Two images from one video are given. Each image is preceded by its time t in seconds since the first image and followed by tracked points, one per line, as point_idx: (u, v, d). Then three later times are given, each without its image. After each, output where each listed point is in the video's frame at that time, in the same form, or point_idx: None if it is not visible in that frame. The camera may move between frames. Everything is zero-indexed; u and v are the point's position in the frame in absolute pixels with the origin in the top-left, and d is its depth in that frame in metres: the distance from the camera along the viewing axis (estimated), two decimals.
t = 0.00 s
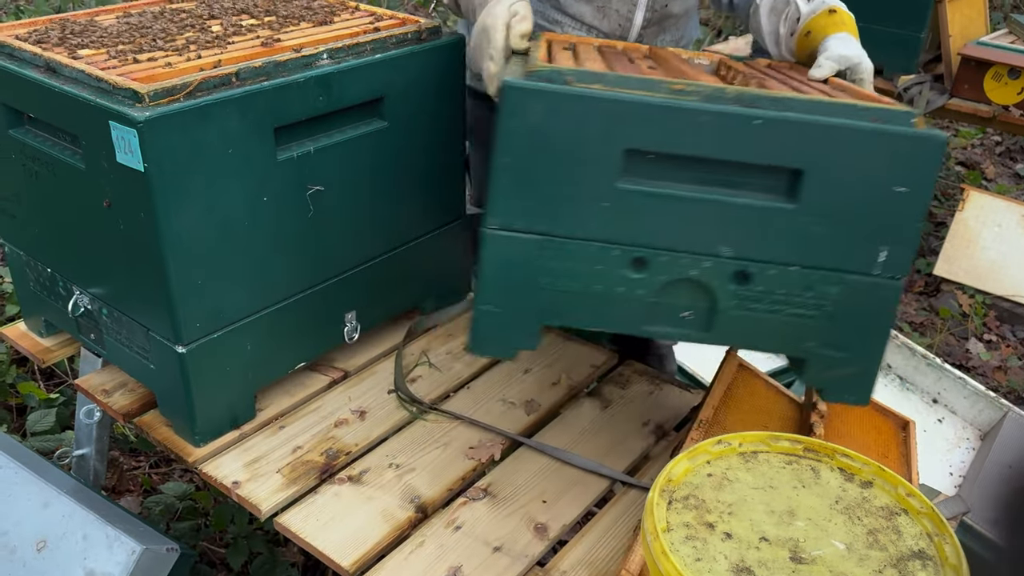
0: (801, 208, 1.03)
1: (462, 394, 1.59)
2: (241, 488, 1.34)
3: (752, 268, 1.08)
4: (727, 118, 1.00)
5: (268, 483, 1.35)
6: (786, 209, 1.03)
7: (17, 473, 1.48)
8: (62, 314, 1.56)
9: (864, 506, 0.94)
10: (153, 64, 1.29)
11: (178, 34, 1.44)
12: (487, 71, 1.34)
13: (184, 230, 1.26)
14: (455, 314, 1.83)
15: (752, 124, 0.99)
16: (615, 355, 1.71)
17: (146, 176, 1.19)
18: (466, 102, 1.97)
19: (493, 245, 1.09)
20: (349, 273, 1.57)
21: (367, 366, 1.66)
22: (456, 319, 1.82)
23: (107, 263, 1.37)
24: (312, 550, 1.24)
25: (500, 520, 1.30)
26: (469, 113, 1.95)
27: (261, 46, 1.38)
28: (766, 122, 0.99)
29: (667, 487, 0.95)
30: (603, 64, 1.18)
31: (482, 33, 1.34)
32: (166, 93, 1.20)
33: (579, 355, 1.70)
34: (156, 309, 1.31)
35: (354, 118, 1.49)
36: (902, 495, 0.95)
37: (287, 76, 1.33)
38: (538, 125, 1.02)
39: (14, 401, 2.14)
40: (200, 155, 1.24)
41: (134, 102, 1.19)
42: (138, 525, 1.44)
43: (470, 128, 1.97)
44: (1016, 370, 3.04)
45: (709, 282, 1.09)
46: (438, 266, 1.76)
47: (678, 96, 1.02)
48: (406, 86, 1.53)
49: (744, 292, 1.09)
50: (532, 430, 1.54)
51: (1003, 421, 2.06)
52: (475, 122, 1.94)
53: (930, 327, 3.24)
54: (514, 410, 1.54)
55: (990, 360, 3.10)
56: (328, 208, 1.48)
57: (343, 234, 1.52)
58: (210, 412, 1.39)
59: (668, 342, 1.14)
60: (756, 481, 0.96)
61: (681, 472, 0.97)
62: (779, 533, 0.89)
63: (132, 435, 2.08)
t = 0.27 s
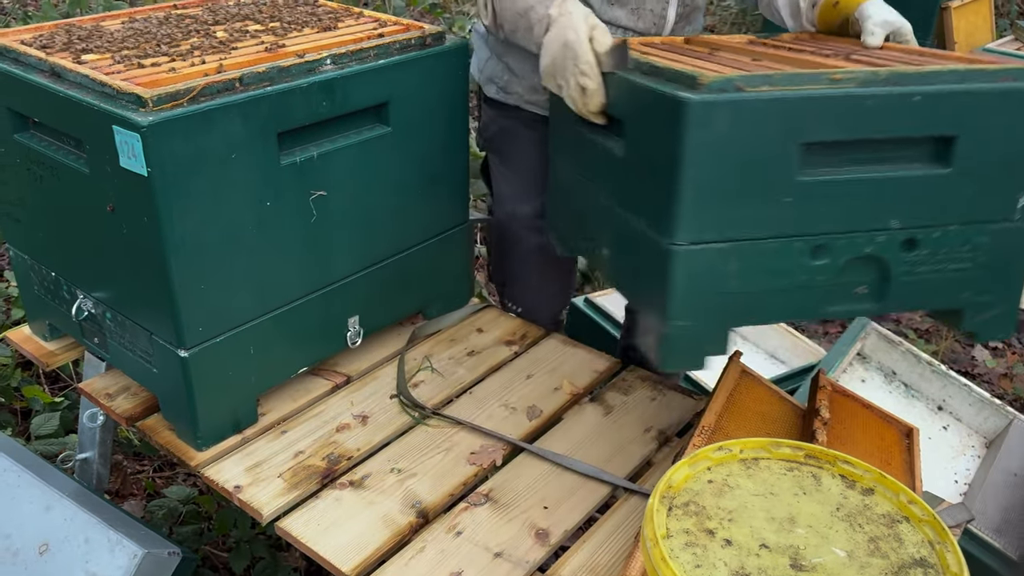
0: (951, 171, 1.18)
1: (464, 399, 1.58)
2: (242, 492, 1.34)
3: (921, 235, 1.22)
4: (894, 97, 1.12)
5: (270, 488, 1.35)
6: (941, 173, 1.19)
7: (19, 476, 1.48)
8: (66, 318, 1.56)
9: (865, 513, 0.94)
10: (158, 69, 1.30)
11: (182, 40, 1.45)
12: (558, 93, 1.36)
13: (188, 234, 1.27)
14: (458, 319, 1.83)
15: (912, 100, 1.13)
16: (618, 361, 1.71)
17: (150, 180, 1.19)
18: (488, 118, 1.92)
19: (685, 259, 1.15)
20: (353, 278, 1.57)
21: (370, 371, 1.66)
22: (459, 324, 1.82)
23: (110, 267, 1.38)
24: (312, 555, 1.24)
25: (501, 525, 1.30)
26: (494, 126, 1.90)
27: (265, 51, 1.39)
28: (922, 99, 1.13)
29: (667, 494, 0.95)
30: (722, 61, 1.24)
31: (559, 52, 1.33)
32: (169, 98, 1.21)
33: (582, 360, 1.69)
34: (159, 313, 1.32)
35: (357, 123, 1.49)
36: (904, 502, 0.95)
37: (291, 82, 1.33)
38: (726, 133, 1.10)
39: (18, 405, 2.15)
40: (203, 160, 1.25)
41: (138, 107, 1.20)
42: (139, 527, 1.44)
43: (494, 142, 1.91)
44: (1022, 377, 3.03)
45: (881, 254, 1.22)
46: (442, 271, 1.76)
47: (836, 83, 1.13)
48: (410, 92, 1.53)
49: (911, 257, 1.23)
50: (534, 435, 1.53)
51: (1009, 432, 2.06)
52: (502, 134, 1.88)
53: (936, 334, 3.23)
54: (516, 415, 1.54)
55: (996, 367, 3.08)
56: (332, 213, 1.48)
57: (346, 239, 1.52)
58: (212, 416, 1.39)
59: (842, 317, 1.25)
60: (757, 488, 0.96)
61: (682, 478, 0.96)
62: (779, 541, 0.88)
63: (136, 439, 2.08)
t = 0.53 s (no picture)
0: None
1: (470, 404, 1.58)
2: (248, 496, 1.34)
3: None
4: None
5: (276, 491, 1.36)
6: None
7: (27, 479, 1.49)
8: (76, 321, 1.57)
9: (870, 522, 0.94)
10: (168, 75, 1.31)
11: (193, 45, 1.46)
12: (659, 124, 1.32)
13: (196, 239, 1.27)
14: (465, 324, 1.83)
15: None
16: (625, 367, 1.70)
17: (158, 184, 1.20)
18: (529, 130, 1.83)
19: (869, 294, 1.12)
20: (360, 283, 1.57)
21: (376, 375, 1.66)
22: (466, 329, 1.82)
23: (119, 271, 1.39)
24: (317, 559, 1.25)
25: (506, 531, 1.30)
26: (537, 138, 1.81)
27: (273, 57, 1.40)
28: None
29: (671, 501, 0.95)
30: (849, 94, 1.19)
31: (666, 85, 1.29)
32: (178, 104, 1.22)
33: (589, 366, 1.69)
34: (167, 317, 1.33)
35: (365, 128, 1.50)
36: (910, 511, 0.95)
37: (299, 88, 1.34)
38: (908, 171, 1.07)
39: (28, 408, 2.16)
40: (211, 165, 1.25)
41: (147, 112, 1.21)
42: (146, 529, 1.44)
43: (535, 155, 1.83)
44: None
45: (1016, 260, 1.24)
46: (449, 277, 1.77)
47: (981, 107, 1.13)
48: (418, 98, 1.53)
49: None
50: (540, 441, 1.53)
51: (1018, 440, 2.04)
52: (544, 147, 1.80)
53: (947, 342, 3.21)
54: (522, 421, 1.54)
55: (1007, 376, 3.05)
56: (339, 218, 1.48)
57: (353, 244, 1.53)
58: (219, 419, 1.40)
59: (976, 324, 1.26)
60: (761, 496, 0.96)
61: (686, 485, 0.96)
62: (782, 549, 0.88)
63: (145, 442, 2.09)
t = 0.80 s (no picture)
0: None
1: (483, 415, 1.58)
2: (261, 506, 1.35)
3: None
4: None
5: (290, 501, 1.36)
6: None
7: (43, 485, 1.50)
8: (93, 329, 1.59)
9: (886, 542, 0.94)
10: (186, 87, 1.33)
11: (211, 57, 1.47)
12: (749, 182, 1.30)
13: (213, 249, 1.28)
14: (479, 334, 1.83)
15: None
16: (639, 379, 1.70)
17: (176, 196, 1.21)
18: (585, 145, 1.87)
19: (1007, 353, 1.13)
20: (375, 294, 1.58)
21: (390, 386, 1.66)
22: (480, 339, 1.82)
23: (136, 281, 1.40)
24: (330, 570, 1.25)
25: (518, 544, 1.30)
26: (596, 157, 1.85)
27: (290, 69, 1.41)
28: None
29: (684, 518, 0.95)
30: (960, 147, 1.19)
31: (764, 147, 1.26)
32: (196, 116, 1.23)
33: (602, 378, 1.69)
34: (182, 326, 1.34)
35: (380, 140, 1.51)
36: (925, 531, 0.95)
37: (316, 100, 1.35)
38: None
39: (46, 413, 2.18)
40: (228, 177, 1.26)
41: (165, 124, 1.22)
42: (160, 537, 1.45)
43: (590, 172, 1.87)
44: None
45: None
46: (463, 287, 1.77)
47: None
48: (433, 110, 1.54)
49: None
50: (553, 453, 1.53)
51: None
52: (603, 166, 1.85)
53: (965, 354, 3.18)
54: (535, 433, 1.53)
55: None
56: (355, 229, 1.49)
57: (369, 255, 1.53)
58: (233, 428, 1.41)
59: None
60: (776, 514, 0.96)
61: (700, 502, 0.96)
62: (797, 569, 0.89)
63: (160, 448, 2.10)
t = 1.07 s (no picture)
0: None
1: (511, 432, 1.59)
2: (292, 520, 1.36)
3: None
4: None
5: (320, 516, 1.37)
6: None
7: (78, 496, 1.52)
8: (128, 342, 1.61)
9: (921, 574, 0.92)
10: (223, 106, 1.35)
11: (247, 76, 1.49)
12: (824, 235, 1.36)
13: (248, 267, 1.30)
14: (507, 349, 1.84)
15: None
16: (667, 397, 1.69)
17: (212, 215, 1.23)
18: (632, 180, 1.87)
19: None
20: (406, 310, 1.59)
21: (418, 400, 1.67)
22: (508, 354, 1.82)
23: (172, 296, 1.42)
24: None
25: (547, 564, 1.30)
26: (644, 192, 1.86)
27: (325, 89, 1.43)
28: None
29: (716, 546, 0.95)
30: None
31: (847, 201, 1.32)
32: (233, 136, 1.25)
33: (630, 395, 1.68)
34: (217, 342, 1.35)
35: (412, 158, 1.52)
36: (963, 563, 0.93)
37: (350, 119, 1.37)
38: None
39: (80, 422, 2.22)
40: (264, 196, 1.28)
41: (202, 144, 1.24)
42: (190, 551, 1.49)
43: (635, 206, 1.88)
44: None
45: None
46: (492, 303, 1.77)
47: None
48: (465, 128, 1.55)
49: None
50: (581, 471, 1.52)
51: None
52: (651, 201, 1.87)
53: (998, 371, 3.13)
54: (563, 450, 1.53)
55: None
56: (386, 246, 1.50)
57: (400, 272, 1.54)
58: (265, 442, 1.42)
59: None
60: (808, 543, 0.96)
61: (732, 530, 0.97)
62: None
63: (191, 458, 2.13)
